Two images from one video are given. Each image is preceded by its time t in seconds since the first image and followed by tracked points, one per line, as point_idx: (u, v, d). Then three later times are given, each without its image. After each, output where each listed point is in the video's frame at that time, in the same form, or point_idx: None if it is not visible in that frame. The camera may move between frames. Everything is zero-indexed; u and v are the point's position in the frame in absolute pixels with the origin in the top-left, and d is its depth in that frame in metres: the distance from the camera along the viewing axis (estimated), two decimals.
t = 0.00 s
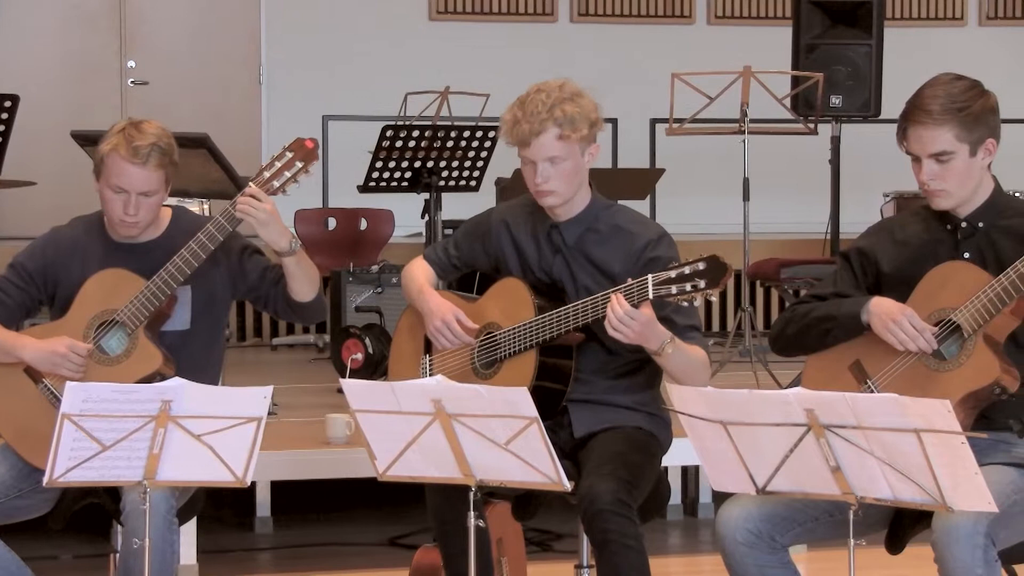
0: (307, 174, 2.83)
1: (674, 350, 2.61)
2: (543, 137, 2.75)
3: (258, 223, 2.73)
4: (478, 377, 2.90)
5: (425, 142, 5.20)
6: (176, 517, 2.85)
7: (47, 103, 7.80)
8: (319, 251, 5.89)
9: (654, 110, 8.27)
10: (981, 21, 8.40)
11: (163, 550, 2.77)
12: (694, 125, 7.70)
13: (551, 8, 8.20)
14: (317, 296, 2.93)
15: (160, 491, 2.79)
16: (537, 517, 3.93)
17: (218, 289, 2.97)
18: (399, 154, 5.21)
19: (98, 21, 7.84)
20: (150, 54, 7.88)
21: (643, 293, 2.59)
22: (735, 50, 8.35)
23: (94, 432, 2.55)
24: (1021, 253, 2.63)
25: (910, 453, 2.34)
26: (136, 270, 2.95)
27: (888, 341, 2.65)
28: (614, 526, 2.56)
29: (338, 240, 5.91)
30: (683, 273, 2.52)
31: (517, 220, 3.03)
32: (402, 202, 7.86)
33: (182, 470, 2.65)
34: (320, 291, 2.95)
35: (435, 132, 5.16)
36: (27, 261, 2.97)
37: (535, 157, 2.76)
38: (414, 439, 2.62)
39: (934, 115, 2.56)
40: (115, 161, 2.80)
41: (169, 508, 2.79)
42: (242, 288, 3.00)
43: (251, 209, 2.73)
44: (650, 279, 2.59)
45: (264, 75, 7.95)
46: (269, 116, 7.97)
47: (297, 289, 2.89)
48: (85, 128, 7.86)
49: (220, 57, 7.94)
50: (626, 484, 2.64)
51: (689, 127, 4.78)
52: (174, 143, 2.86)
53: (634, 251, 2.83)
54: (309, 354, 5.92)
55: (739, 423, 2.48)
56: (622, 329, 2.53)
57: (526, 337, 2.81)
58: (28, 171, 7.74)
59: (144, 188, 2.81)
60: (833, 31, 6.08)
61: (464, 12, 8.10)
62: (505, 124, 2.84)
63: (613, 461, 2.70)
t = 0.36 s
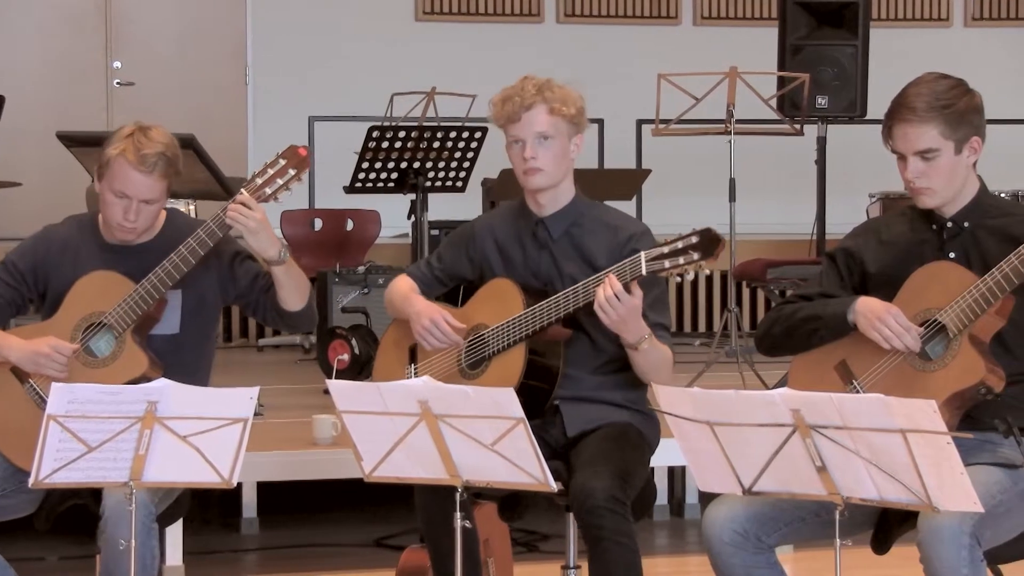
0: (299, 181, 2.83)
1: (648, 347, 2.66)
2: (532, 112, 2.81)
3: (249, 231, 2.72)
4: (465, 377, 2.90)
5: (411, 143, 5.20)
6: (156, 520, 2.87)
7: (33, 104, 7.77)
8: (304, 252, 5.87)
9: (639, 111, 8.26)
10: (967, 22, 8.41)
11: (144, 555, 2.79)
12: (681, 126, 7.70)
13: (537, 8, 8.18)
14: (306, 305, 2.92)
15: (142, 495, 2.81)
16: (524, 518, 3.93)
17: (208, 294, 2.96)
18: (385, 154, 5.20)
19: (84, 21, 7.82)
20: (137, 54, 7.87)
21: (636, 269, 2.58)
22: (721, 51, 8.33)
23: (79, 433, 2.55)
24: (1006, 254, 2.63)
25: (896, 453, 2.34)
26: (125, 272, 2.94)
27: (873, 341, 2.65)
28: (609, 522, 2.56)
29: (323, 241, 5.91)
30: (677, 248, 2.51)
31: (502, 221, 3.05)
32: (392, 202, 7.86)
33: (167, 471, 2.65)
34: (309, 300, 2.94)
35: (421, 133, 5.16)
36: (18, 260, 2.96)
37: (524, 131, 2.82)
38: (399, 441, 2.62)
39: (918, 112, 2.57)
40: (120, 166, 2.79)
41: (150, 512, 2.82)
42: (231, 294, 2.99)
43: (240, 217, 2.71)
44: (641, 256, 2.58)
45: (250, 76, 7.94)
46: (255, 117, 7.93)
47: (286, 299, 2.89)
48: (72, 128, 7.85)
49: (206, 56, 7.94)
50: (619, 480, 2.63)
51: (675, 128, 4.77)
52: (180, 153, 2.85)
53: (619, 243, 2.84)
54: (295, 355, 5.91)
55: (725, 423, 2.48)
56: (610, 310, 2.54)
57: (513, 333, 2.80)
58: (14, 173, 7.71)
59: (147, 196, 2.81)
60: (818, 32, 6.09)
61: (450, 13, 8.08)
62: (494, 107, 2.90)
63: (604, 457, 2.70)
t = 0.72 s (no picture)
0: (299, 190, 2.82)
1: (634, 346, 2.66)
2: (515, 115, 2.82)
3: (246, 239, 2.73)
4: (450, 379, 2.90)
5: (399, 143, 5.20)
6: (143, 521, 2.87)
7: (20, 105, 7.75)
8: (292, 251, 5.88)
9: (626, 112, 8.26)
10: (954, 23, 8.41)
11: (130, 558, 2.79)
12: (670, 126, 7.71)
13: (525, 9, 8.17)
14: (302, 314, 2.93)
15: (129, 497, 2.82)
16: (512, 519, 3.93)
17: (204, 299, 2.95)
18: (373, 155, 5.19)
19: (72, 21, 7.82)
20: (125, 55, 7.86)
21: (623, 266, 2.61)
22: (709, 51, 8.33)
23: (67, 434, 2.54)
24: (993, 254, 2.64)
25: (884, 452, 2.34)
26: (122, 274, 2.94)
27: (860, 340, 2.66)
28: (604, 514, 2.55)
29: (311, 242, 5.91)
30: (664, 242, 2.54)
31: (487, 223, 3.05)
32: (384, 202, 7.86)
33: (154, 472, 2.65)
34: (306, 310, 2.94)
35: (409, 133, 5.16)
36: (17, 256, 2.96)
37: (508, 133, 2.83)
38: (388, 441, 2.61)
39: (903, 114, 2.59)
40: (119, 170, 2.78)
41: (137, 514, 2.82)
42: (228, 300, 2.98)
43: (236, 225, 2.70)
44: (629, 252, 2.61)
45: (238, 77, 7.93)
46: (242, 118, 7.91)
47: (282, 308, 2.89)
48: (60, 129, 7.82)
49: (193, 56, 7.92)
50: (615, 475, 2.63)
51: (662, 128, 4.77)
52: (180, 158, 2.84)
53: (605, 242, 2.85)
54: (283, 356, 5.92)
55: (713, 425, 2.48)
56: (596, 308, 2.53)
57: (499, 333, 2.81)
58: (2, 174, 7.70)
59: (145, 200, 2.80)
60: (806, 32, 6.09)
61: (438, 14, 8.07)
62: (478, 111, 2.91)
63: (597, 451, 2.70)
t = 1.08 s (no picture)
0: (292, 194, 2.82)
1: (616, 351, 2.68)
2: (503, 122, 2.80)
3: (239, 241, 2.72)
4: (439, 380, 2.90)
5: (385, 144, 5.18)
6: (131, 522, 2.87)
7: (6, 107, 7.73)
8: (278, 253, 5.88)
9: (612, 112, 8.26)
10: (939, 24, 8.41)
11: (118, 559, 2.79)
12: (656, 127, 7.71)
13: (511, 10, 8.17)
14: (293, 317, 2.92)
15: (117, 497, 2.82)
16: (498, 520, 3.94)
17: (194, 302, 2.95)
18: (359, 156, 5.18)
19: (58, 22, 7.82)
20: (110, 55, 7.84)
21: (616, 288, 2.59)
22: (695, 51, 8.33)
23: (52, 435, 2.54)
24: (978, 254, 2.66)
25: (869, 453, 2.34)
26: (112, 274, 2.93)
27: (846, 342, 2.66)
28: (583, 522, 2.56)
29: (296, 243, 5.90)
30: (657, 266, 2.53)
31: (475, 220, 3.04)
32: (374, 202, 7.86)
33: (140, 473, 2.64)
34: (296, 312, 2.94)
35: (395, 134, 5.15)
36: (8, 256, 2.95)
37: (497, 140, 2.81)
38: (375, 442, 2.61)
39: (885, 116, 2.59)
40: (107, 172, 2.77)
41: (125, 516, 2.82)
42: (218, 303, 2.98)
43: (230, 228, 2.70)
44: (622, 273, 2.59)
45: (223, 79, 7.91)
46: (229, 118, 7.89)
47: (272, 312, 2.88)
48: (47, 130, 7.82)
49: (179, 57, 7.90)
50: (594, 480, 2.63)
51: (648, 130, 4.76)
52: (169, 160, 2.84)
53: (593, 249, 2.86)
54: (270, 357, 5.92)
55: (698, 425, 2.48)
56: (590, 325, 2.55)
57: (488, 339, 2.82)
58: None
59: (134, 202, 2.79)
60: (792, 33, 6.09)
61: (424, 14, 8.07)
62: (466, 111, 2.89)
63: (580, 456, 2.71)
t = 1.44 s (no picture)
0: (277, 193, 2.82)
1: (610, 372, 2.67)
2: (490, 143, 2.78)
3: (225, 241, 2.73)
4: (428, 381, 2.90)
5: (373, 145, 5.18)
6: (120, 523, 2.87)
7: None
8: (266, 253, 5.87)
9: (600, 112, 8.26)
10: (926, 24, 8.42)
11: (106, 559, 2.79)
12: (643, 127, 7.70)
13: (498, 10, 8.16)
14: (278, 317, 2.92)
15: (105, 498, 2.82)
16: (486, 519, 3.94)
17: (180, 301, 2.94)
18: (347, 156, 5.18)
19: (44, 22, 7.73)
20: (97, 54, 7.76)
21: (601, 313, 2.60)
22: (681, 52, 8.33)
23: (39, 436, 2.54)
24: (964, 254, 2.67)
25: (856, 453, 2.34)
26: (97, 275, 2.92)
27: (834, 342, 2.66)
28: (568, 524, 2.56)
29: (283, 243, 5.89)
30: (643, 293, 2.54)
31: (466, 219, 3.05)
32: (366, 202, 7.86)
33: (127, 474, 2.64)
34: (282, 312, 2.93)
35: (383, 135, 5.14)
36: None
37: (484, 163, 2.79)
38: (362, 442, 2.61)
39: (872, 116, 2.59)
40: (82, 172, 2.77)
41: (114, 516, 2.82)
42: (204, 302, 2.96)
43: (218, 225, 2.71)
44: (607, 299, 2.59)
45: (211, 78, 7.87)
46: (219, 119, 7.88)
47: (258, 310, 2.87)
48: (34, 130, 7.74)
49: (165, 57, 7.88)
50: (580, 483, 2.63)
51: (636, 130, 4.75)
52: (144, 156, 2.83)
53: (584, 259, 2.86)
54: (258, 357, 5.92)
55: (686, 425, 2.47)
56: (580, 347, 2.55)
57: (478, 345, 2.81)
58: None
59: (110, 200, 2.79)
60: (778, 34, 6.10)
61: (411, 15, 8.07)
62: (454, 127, 2.87)
63: (566, 458, 2.71)
